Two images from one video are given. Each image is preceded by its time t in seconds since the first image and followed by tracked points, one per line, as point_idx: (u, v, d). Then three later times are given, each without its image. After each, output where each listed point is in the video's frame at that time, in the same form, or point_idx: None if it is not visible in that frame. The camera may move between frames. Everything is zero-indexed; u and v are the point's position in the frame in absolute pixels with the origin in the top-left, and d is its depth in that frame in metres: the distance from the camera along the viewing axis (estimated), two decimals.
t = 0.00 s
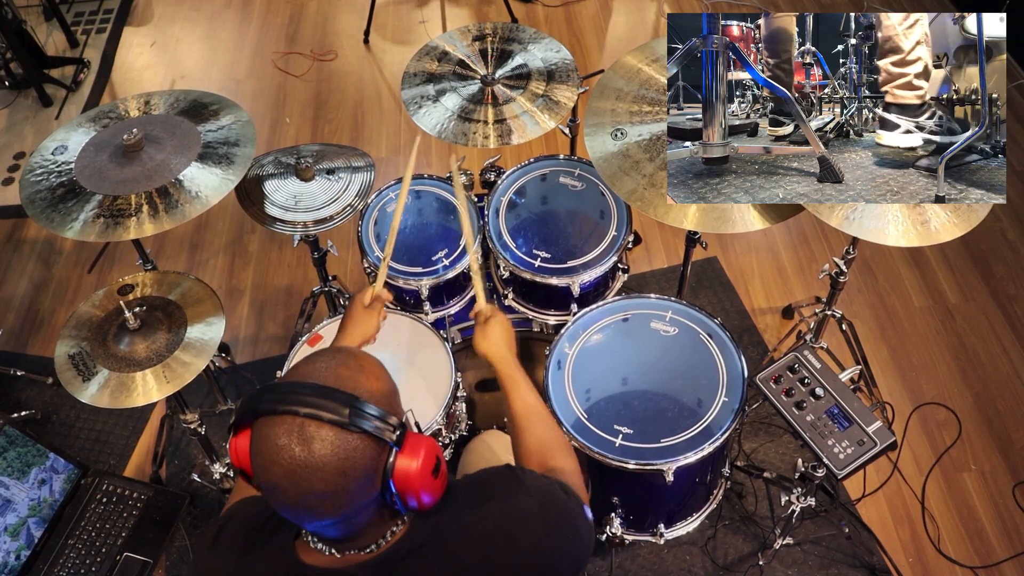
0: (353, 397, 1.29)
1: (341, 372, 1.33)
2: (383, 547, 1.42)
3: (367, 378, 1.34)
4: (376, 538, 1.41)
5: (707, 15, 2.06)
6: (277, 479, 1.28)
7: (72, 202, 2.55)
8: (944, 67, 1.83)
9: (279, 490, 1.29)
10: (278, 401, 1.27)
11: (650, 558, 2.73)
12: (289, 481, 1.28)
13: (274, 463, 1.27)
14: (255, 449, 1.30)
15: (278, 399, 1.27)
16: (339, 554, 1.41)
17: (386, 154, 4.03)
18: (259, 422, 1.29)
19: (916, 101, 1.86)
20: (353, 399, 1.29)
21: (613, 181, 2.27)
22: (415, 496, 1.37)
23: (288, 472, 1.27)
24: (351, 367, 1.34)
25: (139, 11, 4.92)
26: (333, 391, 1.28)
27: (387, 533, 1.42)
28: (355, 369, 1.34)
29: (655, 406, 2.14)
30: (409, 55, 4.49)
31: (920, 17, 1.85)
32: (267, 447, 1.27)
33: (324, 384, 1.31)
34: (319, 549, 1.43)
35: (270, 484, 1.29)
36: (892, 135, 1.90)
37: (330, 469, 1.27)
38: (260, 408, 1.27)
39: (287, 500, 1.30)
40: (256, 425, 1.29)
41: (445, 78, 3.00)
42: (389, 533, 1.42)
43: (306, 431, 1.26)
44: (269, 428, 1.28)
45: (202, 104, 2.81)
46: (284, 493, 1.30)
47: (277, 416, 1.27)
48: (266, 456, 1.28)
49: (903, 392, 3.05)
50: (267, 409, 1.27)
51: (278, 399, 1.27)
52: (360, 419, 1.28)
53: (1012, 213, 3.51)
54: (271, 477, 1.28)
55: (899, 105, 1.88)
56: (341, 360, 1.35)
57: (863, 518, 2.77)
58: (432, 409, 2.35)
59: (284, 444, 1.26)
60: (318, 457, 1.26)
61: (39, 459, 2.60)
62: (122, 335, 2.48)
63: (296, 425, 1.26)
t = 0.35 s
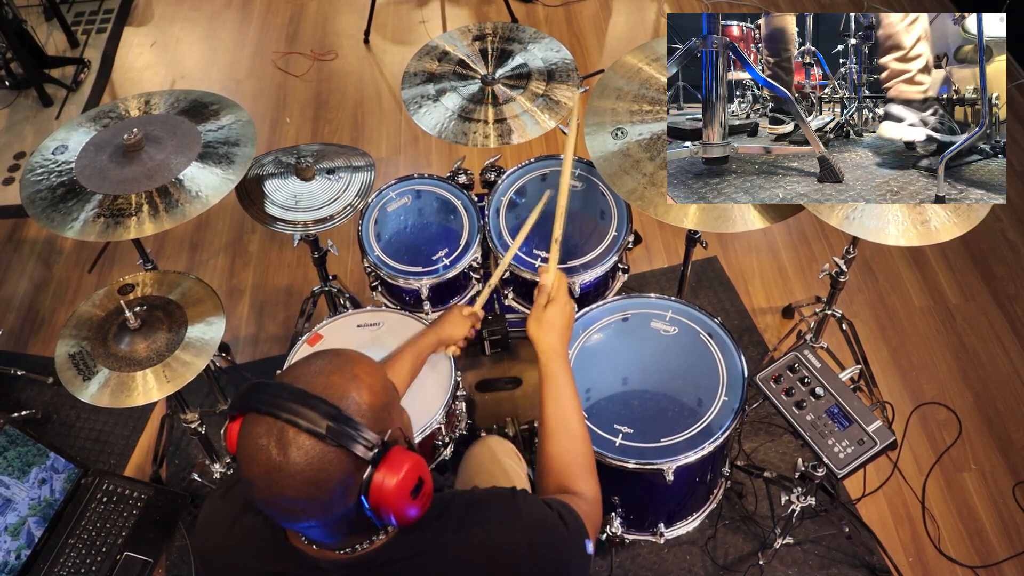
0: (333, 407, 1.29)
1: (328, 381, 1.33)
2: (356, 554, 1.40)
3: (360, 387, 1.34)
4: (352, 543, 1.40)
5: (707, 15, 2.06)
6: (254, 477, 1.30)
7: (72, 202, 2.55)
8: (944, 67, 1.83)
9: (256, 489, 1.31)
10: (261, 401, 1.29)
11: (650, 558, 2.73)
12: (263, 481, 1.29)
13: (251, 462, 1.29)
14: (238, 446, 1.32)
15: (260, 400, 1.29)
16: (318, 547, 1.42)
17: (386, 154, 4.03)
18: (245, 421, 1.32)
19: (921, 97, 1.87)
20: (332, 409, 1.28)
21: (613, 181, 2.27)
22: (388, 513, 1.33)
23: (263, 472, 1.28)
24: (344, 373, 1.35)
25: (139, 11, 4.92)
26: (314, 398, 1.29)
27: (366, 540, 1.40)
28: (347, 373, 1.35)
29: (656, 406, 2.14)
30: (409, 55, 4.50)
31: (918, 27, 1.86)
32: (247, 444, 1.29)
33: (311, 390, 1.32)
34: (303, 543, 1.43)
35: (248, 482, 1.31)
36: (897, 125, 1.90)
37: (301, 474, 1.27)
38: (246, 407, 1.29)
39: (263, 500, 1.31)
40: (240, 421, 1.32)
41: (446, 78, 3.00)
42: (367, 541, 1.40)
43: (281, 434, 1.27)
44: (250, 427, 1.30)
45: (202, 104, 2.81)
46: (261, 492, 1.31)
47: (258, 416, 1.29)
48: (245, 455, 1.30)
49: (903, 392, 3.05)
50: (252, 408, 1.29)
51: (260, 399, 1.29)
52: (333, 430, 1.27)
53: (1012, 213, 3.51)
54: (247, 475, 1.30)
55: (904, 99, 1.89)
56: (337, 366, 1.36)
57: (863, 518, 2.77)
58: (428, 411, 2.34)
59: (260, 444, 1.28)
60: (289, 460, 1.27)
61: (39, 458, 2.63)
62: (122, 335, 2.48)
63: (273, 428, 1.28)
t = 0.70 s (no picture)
0: (354, 372, 1.34)
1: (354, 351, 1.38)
2: (366, 541, 1.41)
3: (385, 362, 1.37)
4: (360, 523, 1.41)
5: (707, 15, 2.06)
6: (269, 434, 1.35)
7: (72, 202, 2.55)
8: (944, 66, 1.84)
9: (270, 448, 1.36)
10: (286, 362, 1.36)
11: (650, 559, 2.73)
12: (277, 439, 1.34)
13: (268, 418, 1.34)
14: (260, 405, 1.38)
15: (285, 360, 1.36)
16: (326, 537, 1.43)
17: (386, 154, 4.03)
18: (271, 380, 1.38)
19: (920, 100, 1.87)
20: (351, 373, 1.33)
21: (614, 181, 2.27)
22: (393, 497, 1.35)
23: (277, 429, 1.33)
24: (371, 347, 1.39)
25: (139, 11, 4.92)
26: (337, 362, 1.34)
27: (378, 526, 1.42)
28: (374, 349, 1.39)
29: (656, 406, 2.14)
30: (409, 55, 4.49)
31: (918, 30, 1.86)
32: (267, 402, 1.35)
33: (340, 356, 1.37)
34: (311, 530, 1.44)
35: (264, 441, 1.36)
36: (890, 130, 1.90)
37: (312, 432, 1.31)
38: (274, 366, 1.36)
39: (276, 460, 1.36)
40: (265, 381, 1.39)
41: (446, 78, 3.00)
42: (379, 528, 1.42)
43: (299, 392, 1.33)
44: (272, 386, 1.36)
45: (202, 104, 2.81)
46: (274, 451, 1.36)
47: (282, 376, 1.36)
48: (264, 412, 1.36)
49: (903, 392, 3.05)
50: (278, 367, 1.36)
51: (286, 358, 1.36)
52: (349, 394, 1.31)
53: (1013, 213, 3.51)
54: (264, 432, 1.36)
55: (901, 102, 1.88)
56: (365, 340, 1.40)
57: (863, 518, 2.77)
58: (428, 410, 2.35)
59: (280, 400, 1.34)
60: (304, 418, 1.32)
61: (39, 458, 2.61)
62: (122, 335, 2.48)
63: (293, 386, 1.34)
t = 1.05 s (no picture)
0: (371, 333, 1.39)
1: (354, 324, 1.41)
2: (399, 538, 1.43)
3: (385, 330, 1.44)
4: (405, 498, 1.44)
5: (707, 14, 2.05)
6: (311, 422, 1.33)
7: (72, 202, 2.55)
8: (945, 66, 1.80)
9: (315, 438, 1.33)
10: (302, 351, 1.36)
11: (650, 558, 2.73)
12: (324, 422, 1.32)
13: (307, 407, 1.32)
14: (282, 404, 1.36)
15: (299, 350, 1.35)
16: (356, 533, 1.43)
17: (386, 154, 4.03)
18: (285, 379, 1.37)
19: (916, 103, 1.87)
20: (372, 334, 1.38)
21: (614, 181, 2.27)
22: (446, 429, 1.45)
23: (321, 411, 1.32)
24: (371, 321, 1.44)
25: (139, 10, 4.92)
26: (351, 335, 1.37)
27: (410, 524, 1.44)
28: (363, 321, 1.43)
29: (656, 406, 2.14)
30: (409, 55, 4.49)
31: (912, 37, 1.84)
32: (299, 394, 1.33)
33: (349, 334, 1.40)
34: (342, 528, 1.44)
35: (305, 434, 1.33)
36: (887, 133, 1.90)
37: (361, 398, 1.33)
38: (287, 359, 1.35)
39: (323, 448, 1.34)
40: (282, 382, 1.36)
41: (446, 78, 3.00)
42: (410, 525, 1.44)
43: (333, 368, 1.34)
44: (297, 378, 1.35)
45: (202, 104, 2.81)
46: (320, 439, 1.33)
47: (301, 364, 1.35)
48: (299, 405, 1.33)
49: (903, 392, 3.05)
50: (292, 359, 1.35)
51: (300, 348, 1.35)
52: (380, 349, 1.37)
53: (1013, 213, 3.50)
54: (305, 424, 1.33)
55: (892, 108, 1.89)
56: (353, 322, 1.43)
57: (863, 518, 2.77)
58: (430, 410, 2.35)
59: (314, 385, 1.33)
60: (348, 388, 1.33)
61: (39, 458, 2.62)
62: (122, 335, 2.48)
63: (323, 366, 1.34)
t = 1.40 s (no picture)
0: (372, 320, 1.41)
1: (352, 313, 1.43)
2: (408, 521, 1.39)
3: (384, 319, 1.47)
4: (409, 481, 1.43)
5: (707, 15, 2.05)
6: (316, 407, 1.33)
7: (72, 202, 2.55)
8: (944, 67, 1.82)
9: (320, 422, 1.33)
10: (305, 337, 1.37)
11: (651, 559, 2.73)
12: (329, 406, 1.33)
13: (312, 391, 1.33)
14: (286, 391, 1.36)
15: (302, 336, 1.37)
16: (366, 522, 1.40)
17: (386, 154, 4.03)
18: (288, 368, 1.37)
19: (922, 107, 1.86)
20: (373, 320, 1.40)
21: (614, 181, 2.27)
22: (447, 414, 1.49)
23: (326, 395, 1.33)
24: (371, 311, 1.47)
25: (139, 11, 4.92)
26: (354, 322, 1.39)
27: (416, 506, 1.41)
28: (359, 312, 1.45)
29: (656, 407, 2.14)
30: (409, 55, 4.50)
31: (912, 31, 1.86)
32: (304, 379, 1.34)
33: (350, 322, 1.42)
34: (348, 520, 1.41)
35: (310, 419, 1.33)
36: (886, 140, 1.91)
37: (366, 380, 1.34)
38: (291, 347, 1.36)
39: (328, 432, 1.34)
40: (285, 369, 1.37)
41: (446, 78, 3.00)
42: (417, 506, 1.41)
43: (337, 353, 1.35)
44: (300, 364, 1.36)
45: (202, 104, 2.81)
46: (325, 423, 1.33)
47: (305, 350, 1.36)
48: (303, 390, 1.33)
49: (903, 392, 3.05)
50: (296, 345, 1.36)
51: (304, 334, 1.37)
52: (383, 334, 1.39)
53: (1013, 213, 3.50)
54: (309, 408, 1.33)
55: (890, 114, 1.89)
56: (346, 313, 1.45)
57: (863, 518, 2.77)
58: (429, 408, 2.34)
59: (318, 369, 1.34)
60: (353, 372, 1.34)
61: (39, 458, 2.61)
62: (122, 335, 2.48)
63: (328, 351, 1.36)
